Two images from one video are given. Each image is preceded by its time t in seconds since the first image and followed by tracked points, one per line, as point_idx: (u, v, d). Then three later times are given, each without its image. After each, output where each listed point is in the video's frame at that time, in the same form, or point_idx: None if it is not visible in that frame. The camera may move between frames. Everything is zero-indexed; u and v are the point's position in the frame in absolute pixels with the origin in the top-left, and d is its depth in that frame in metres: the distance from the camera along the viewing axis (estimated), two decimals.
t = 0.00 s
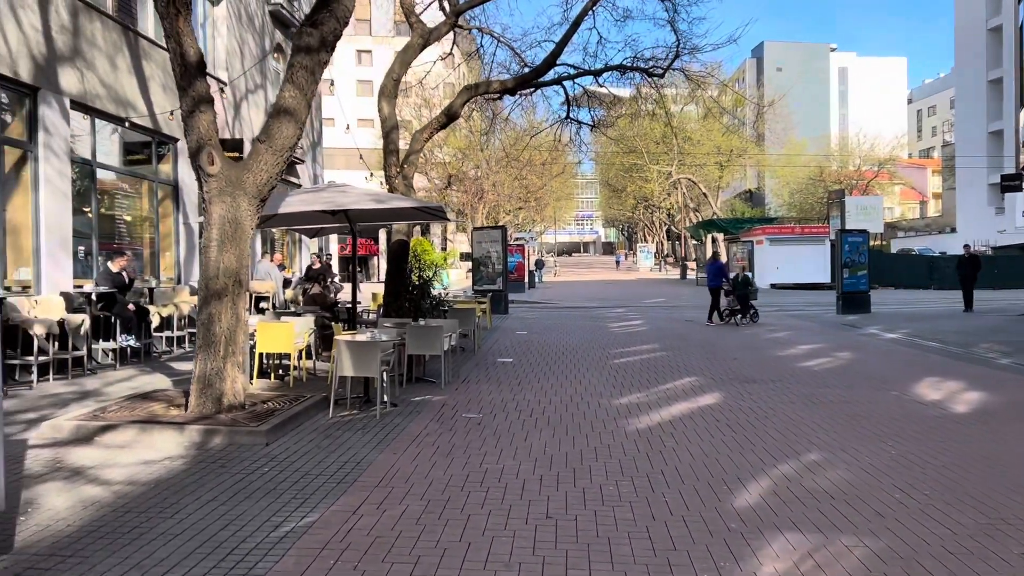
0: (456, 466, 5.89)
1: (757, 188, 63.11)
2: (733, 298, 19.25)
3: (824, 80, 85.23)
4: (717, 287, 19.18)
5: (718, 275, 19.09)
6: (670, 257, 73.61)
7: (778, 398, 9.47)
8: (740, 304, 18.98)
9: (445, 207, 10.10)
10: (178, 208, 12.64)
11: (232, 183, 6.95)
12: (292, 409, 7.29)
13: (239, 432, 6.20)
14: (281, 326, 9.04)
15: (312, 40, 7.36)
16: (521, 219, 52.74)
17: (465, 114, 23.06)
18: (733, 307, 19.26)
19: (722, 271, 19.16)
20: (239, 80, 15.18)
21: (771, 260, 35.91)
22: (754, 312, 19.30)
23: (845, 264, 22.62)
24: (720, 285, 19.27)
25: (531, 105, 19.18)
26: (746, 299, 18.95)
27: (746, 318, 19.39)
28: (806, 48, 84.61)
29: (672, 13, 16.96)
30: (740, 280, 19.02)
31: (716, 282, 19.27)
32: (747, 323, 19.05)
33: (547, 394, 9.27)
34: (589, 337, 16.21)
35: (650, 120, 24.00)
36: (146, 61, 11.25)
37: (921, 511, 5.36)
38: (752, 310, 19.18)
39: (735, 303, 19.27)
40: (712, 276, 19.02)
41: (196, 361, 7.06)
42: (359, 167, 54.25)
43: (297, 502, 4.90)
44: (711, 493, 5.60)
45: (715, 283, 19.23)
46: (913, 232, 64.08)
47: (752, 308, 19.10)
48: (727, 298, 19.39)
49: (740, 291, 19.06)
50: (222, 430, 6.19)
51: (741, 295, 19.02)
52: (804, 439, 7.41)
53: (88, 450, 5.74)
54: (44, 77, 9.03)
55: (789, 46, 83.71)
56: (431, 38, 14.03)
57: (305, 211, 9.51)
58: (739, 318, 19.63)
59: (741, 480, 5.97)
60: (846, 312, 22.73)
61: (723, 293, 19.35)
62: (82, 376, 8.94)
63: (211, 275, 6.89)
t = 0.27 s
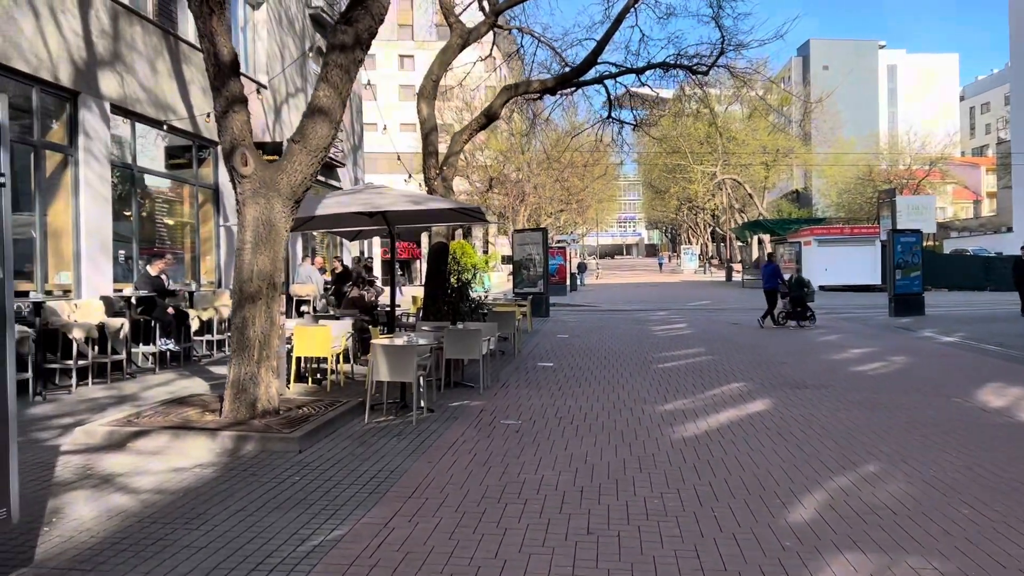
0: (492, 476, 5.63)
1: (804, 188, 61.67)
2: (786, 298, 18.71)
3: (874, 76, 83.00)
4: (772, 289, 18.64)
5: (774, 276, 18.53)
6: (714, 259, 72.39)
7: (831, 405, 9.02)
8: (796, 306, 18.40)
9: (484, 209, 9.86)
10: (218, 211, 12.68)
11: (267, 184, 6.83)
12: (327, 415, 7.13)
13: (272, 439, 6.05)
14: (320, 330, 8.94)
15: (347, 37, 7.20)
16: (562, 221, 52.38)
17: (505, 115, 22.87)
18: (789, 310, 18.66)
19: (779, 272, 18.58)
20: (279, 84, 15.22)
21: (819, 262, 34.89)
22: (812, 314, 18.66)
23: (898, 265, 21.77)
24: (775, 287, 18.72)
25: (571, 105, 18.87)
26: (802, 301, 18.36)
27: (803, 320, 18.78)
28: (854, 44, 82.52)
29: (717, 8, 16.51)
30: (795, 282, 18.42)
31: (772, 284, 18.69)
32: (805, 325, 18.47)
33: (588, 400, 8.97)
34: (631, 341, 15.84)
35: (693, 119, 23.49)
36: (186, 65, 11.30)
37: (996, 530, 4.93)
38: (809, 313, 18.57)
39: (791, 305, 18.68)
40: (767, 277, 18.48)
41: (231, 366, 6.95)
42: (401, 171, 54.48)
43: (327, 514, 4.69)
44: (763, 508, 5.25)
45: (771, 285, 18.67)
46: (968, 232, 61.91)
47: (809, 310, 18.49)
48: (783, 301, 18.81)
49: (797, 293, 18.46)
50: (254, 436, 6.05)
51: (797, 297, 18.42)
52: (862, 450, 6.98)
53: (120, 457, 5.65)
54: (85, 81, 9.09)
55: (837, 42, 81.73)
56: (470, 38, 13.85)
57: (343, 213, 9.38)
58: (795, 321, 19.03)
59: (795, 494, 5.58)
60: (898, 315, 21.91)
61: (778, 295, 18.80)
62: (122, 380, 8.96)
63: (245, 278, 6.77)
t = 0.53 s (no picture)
0: (524, 495, 5.37)
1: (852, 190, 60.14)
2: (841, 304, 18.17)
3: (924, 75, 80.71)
4: (828, 295, 18.03)
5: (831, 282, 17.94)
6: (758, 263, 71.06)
7: (883, 418, 8.56)
8: (853, 312, 17.82)
9: (519, 215, 9.63)
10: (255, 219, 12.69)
11: (296, 191, 6.70)
12: (356, 426, 6.96)
13: (300, 452, 5.89)
14: (353, 339, 8.79)
15: (377, 41, 7.05)
16: (603, 226, 51.91)
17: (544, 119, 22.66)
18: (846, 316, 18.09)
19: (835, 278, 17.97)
20: (317, 90, 15.24)
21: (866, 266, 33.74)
22: (869, 320, 18.13)
23: (951, 270, 20.87)
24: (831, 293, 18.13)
25: (611, 108, 18.57)
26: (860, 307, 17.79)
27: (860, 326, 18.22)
28: (904, 42, 80.38)
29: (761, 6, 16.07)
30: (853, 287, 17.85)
31: (829, 290, 18.09)
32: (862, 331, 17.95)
33: (627, 412, 8.66)
34: (672, 348, 15.44)
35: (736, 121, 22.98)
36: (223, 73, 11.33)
37: None
38: (867, 319, 18.01)
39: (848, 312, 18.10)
40: (823, 283, 17.91)
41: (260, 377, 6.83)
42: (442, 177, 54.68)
43: (350, 534, 4.49)
44: (813, 533, 4.89)
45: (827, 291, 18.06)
46: None
47: (867, 316, 17.93)
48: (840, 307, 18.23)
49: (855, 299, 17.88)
50: (282, 450, 5.90)
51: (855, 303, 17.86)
52: (919, 468, 6.54)
53: (145, 470, 5.55)
54: (121, 90, 9.14)
55: (886, 41, 79.71)
56: (507, 41, 13.68)
57: (376, 220, 9.23)
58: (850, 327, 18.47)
59: (847, 518, 5.21)
60: (952, 321, 21.04)
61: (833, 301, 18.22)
62: (156, 389, 8.96)
63: (274, 287, 6.65)
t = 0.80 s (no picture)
0: (550, 507, 5.12)
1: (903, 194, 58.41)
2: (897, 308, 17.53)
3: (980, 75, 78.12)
4: (886, 300, 17.38)
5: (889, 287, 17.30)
6: (806, 269, 69.48)
7: (937, 429, 8.09)
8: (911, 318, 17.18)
9: (553, 217, 9.39)
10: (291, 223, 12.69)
11: (322, 193, 6.58)
12: (382, 433, 6.80)
13: (323, 459, 5.75)
14: (383, 343, 8.65)
15: (405, 39, 6.90)
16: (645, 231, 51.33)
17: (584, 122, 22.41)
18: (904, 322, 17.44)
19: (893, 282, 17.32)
20: (354, 94, 15.25)
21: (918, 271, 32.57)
22: (928, 325, 17.49)
23: (1008, 274, 19.96)
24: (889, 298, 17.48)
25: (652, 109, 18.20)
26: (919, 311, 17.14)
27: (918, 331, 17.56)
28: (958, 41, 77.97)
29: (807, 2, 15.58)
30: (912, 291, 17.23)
31: (886, 295, 17.44)
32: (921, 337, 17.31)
33: (664, 420, 8.34)
34: (714, 355, 15.02)
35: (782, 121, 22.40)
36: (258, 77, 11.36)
37: None
38: (926, 325, 17.35)
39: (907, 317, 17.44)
40: (881, 288, 17.27)
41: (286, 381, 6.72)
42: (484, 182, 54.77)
43: (366, 547, 4.30)
44: (858, 553, 4.54)
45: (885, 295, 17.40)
46: None
47: (926, 322, 17.27)
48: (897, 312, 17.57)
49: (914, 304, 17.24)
50: (305, 457, 5.77)
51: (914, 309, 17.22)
52: (976, 483, 6.11)
53: (167, 476, 5.47)
54: (156, 94, 9.18)
55: (939, 40, 77.42)
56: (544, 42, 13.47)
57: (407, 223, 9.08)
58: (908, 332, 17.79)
59: (897, 537, 4.83)
60: (1010, 327, 20.11)
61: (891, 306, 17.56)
62: (189, 393, 8.97)
63: (300, 290, 6.54)
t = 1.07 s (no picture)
0: (580, 529, 4.87)
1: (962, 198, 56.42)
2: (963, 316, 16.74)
3: None
4: (951, 308, 16.63)
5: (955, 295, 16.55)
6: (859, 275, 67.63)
7: (999, 447, 7.59)
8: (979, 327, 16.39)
9: (591, 224, 9.14)
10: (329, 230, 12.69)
11: (351, 201, 6.47)
12: (412, 446, 6.64)
13: (349, 473, 5.61)
14: (416, 352, 8.50)
15: (437, 43, 6.76)
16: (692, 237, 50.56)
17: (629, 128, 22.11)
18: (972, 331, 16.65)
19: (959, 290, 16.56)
20: (395, 101, 15.24)
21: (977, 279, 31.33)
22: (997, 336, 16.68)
23: None
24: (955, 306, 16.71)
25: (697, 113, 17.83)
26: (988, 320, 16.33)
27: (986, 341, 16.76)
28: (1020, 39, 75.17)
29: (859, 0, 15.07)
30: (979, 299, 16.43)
31: (953, 303, 16.68)
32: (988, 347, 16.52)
33: (706, 434, 8.02)
34: (761, 365, 14.54)
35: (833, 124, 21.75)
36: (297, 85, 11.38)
37: None
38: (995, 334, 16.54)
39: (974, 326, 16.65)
40: (947, 295, 16.55)
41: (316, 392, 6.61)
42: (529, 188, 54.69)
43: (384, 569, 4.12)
44: None
45: (951, 303, 16.65)
46: None
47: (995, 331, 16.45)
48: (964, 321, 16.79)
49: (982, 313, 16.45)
50: (330, 471, 5.64)
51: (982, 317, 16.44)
52: None
53: (192, 489, 5.39)
54: (194, 103, 9.23)
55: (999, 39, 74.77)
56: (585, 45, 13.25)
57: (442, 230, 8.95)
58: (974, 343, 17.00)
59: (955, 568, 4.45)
60: None
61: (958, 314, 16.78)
62: (226, 402, 8.96)
63: (329, 299, 6.43)
